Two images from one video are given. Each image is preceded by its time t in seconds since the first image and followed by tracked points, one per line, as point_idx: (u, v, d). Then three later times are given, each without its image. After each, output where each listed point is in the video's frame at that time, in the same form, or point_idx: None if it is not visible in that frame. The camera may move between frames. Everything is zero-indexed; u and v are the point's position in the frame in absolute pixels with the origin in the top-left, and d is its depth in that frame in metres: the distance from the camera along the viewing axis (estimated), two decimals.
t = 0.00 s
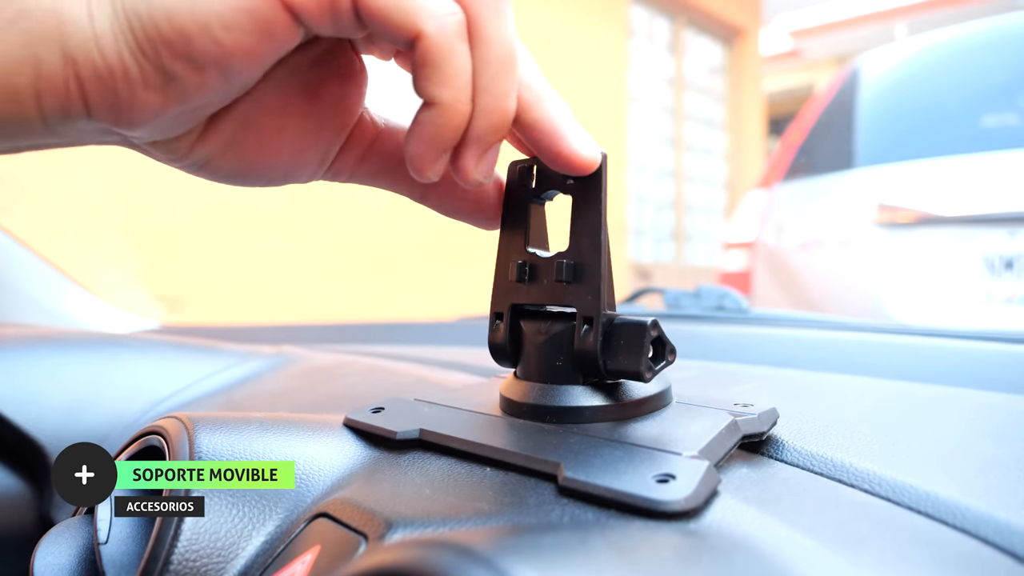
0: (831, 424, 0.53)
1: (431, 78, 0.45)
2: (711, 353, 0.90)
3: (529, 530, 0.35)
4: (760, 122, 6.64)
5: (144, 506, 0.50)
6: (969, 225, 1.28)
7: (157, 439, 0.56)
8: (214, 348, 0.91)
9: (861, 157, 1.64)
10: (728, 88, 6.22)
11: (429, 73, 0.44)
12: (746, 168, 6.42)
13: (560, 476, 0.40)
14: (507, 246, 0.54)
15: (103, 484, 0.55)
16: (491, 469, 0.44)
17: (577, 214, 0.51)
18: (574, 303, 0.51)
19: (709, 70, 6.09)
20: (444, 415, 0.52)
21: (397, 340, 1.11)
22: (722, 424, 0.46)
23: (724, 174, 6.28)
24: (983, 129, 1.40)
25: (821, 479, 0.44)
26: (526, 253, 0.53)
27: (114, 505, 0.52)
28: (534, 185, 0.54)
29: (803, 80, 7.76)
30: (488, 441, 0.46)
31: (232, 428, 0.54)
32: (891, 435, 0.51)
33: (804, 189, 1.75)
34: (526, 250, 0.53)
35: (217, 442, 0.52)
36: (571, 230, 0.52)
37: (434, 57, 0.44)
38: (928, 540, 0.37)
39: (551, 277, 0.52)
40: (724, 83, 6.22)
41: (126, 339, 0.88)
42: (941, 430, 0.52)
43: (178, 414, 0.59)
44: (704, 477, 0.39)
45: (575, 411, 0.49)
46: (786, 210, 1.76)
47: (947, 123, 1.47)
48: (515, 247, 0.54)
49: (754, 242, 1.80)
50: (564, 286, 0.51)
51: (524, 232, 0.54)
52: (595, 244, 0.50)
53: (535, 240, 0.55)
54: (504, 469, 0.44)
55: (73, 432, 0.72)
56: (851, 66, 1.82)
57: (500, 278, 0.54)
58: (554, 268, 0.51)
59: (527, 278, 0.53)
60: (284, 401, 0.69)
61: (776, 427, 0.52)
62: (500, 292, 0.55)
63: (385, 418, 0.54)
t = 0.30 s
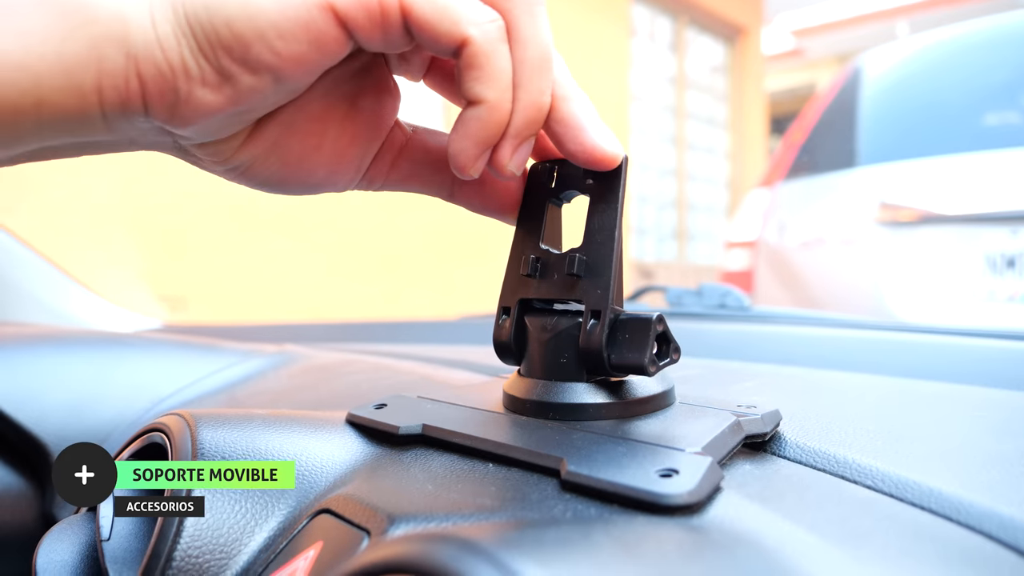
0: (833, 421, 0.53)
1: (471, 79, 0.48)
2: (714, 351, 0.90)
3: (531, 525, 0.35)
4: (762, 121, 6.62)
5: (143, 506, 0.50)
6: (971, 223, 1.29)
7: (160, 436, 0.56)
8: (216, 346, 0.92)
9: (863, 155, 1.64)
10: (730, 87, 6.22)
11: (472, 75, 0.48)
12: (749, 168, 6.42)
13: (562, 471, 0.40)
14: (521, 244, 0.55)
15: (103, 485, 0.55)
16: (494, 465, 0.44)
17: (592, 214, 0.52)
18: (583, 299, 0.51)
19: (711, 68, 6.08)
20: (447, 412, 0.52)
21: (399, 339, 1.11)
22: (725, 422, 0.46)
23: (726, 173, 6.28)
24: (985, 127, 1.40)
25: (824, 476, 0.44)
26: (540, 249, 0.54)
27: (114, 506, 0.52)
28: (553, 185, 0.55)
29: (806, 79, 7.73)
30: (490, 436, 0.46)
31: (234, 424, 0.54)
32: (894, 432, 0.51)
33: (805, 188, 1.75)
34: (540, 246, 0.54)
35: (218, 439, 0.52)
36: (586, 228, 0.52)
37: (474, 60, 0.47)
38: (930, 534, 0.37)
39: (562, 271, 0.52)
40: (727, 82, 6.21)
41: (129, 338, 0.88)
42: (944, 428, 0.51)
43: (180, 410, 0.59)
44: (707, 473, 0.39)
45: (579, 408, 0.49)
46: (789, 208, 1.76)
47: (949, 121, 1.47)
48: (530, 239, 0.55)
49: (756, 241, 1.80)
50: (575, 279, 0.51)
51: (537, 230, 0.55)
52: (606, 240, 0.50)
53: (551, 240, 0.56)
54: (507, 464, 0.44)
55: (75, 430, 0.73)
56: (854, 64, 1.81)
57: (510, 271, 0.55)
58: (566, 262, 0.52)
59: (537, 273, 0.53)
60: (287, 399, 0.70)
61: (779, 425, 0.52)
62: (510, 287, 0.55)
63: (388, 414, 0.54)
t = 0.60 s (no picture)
0: (833, 412, 0.53)
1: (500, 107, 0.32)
2: (714, 344, 0.90)
3: (531, 515, 0.35)
4: (763, 117, 6.61)
5: (144, 506, 0.49)
6: (971, 219, 1.28)
7: (158, 428, 0.56)
8: (215, 339, 0.91)
9: (863, 149, 1.63)
10: (731, 83, 6.21)
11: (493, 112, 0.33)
12: (750, 163, 6.41)
13: (562, 462, 0.40)
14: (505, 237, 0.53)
15: (104, 485, 0.54)
16: (494, 456, 0.44)
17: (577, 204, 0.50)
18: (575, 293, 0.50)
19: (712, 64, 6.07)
20: (445, 403, 0.52)
21: (399, 332, 1.11)
22: (725, 411, 0.46)
23: (727, 169, 6.28)
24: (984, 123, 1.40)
25: (824, 466, 0.44)
26: (525, 244, 0.52)
27: (114, 505, 0.52)
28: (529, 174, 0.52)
29: (807, 75, 7.72)
30: (490, 428, 0.46)
31: (233, 416, 0.54)
32: (895, 423, 0.50)
33: (806, 183, 1.75)
34: (524, 241, 0.52)
35: (216, 433, 0.52)
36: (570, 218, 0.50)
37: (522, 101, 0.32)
38: (931, 523, 0.37)
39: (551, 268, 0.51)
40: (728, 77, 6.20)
41: (128, 331, 0.88)
42: (945, 419, 0.51)
43: (179, 402, 0.59)
44: (708, 462, 0.39)
45: (579, 399, 0.49)
46: (789, 203, 1.76)
47: (949, 116, 1.47)
48: (514, 234, 0.53)
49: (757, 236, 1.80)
50: (565, 277, 0.50)
51: (519, 222, 0.52)
52: (596, 231, 0.49)
53: (536, 228, 0.54)
54: (507, 456, 0.44)
55: (74, 423, 0.72)
56: (856, 60, 1.81)
57: (498, 266, 0.53)
58: (553, 258, 0.50)
59: (526, 267, 0.52)
60: (286, 392, 0.69)
61: (779, 416, 0.52)
62: (501, 283, 0.53)
63: (388, 406, 0.54)
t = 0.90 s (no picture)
0: (831, 411, 0.53)
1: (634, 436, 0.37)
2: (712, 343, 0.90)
3: (529, 512, 0.35)
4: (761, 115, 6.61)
5: (142, 506, 0.49)
6: (968, 217, 1.28)
7: (157, 426, 0.56)
8: (213, 338, 0.91)
9: (862, 148, 1.64)
10: (729, 82, 6.22)
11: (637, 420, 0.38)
12: (748, 161, 6.40)
13: (560, 460, 0.40)
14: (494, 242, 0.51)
15: (105, 486, 0.52)
16: (492, 455, 0.44)
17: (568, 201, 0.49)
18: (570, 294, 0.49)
19: (710, 63, 6.07)
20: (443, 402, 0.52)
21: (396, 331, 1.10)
22: (723, 410, 0.46)
23: (725, 168, 6.27)
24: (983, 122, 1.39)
25: (822, 465, 0.44)
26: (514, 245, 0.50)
27: (114, 506, 0.51)
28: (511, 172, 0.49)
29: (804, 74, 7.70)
30: (489, 427, 0.46)
31: (232, 414, 0.54)
32: (892, 422, 0.50)
33: (804, 182, 1.75)
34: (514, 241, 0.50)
35: (215, 431, 0.52)
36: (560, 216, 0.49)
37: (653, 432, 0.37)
38: (929, 521, 0.37)
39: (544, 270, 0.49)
40: (726, 76, 6.22)
41: (126, 328, 0.88)
42: (943, 418, 0.51)
43: (177, 400, 0.59)
44: (706, 461, 0.39)
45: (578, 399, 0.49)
46: (788, 203, 1.76)
47: (948, 115, 1.47)
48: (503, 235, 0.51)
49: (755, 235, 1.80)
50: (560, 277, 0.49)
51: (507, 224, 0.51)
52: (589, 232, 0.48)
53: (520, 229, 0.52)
54: (504, 454, 0.44)
55: (71, 421, 0.72)
56: (854, 59, 1.81)
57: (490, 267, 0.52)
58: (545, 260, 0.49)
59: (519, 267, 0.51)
60: (284, 390, 0.69)
61: (777, 414, 0.52)
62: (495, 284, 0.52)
63: (386, 404, 0.54)
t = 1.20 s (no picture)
0: (833, 404, 0.53)
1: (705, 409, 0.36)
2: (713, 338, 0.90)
3: (530, 498, 0.35)
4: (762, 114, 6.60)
5: (142, 506, 0.49)
6: (970, 216, 1.27)
7: (157, 416, 0.56)
8: (214, 331, 0.91)
9: (861, 143, 1.63)
10: (730, 81, 6.22)
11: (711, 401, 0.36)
12: (748, 160, 6.40)
13: (562, 450, 0.40)
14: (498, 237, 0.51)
15: (105, 486, 0.50)
16: (493, 445, 0.44)
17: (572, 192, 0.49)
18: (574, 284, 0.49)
19: (712, 61, 6.06)
20: (445, 393, 0.52)
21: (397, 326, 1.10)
22: (726, 401, 0.46)
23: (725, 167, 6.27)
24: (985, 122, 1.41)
25: (824, 455, 0.44)
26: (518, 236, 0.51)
27: (114, 505, 0.50)
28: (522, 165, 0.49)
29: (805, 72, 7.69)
30: (490, 417, 0.46)
31: (231, 405, 0.54)
32: (894, 415, 0.50)
33: (805, 181, 1.75)
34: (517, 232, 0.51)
35: (215, 426, 0.51)
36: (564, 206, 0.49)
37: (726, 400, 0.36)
38: (931, 511, 0.37)
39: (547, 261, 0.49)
40: (727, 75, 6.22)
41: (127, 322, 0.87)
42: (945, 411, 0.51)
43: (178, 391, 0.59)
44: (708, 451, 0.39)
45: (581, 389, 0.48)
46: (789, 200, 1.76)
47: (947, 114, 1.48)
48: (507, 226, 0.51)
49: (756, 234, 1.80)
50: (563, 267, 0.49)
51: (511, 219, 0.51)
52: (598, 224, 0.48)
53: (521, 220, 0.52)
54: (506, 445, 0.44)
55: (71, 413, 0.72)
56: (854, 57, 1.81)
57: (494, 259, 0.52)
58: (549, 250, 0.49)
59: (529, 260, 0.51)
60: (285, 382, 0.69)
61: (779, 407, 0.52)
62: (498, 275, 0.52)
63: (387, 395, 0.54)
